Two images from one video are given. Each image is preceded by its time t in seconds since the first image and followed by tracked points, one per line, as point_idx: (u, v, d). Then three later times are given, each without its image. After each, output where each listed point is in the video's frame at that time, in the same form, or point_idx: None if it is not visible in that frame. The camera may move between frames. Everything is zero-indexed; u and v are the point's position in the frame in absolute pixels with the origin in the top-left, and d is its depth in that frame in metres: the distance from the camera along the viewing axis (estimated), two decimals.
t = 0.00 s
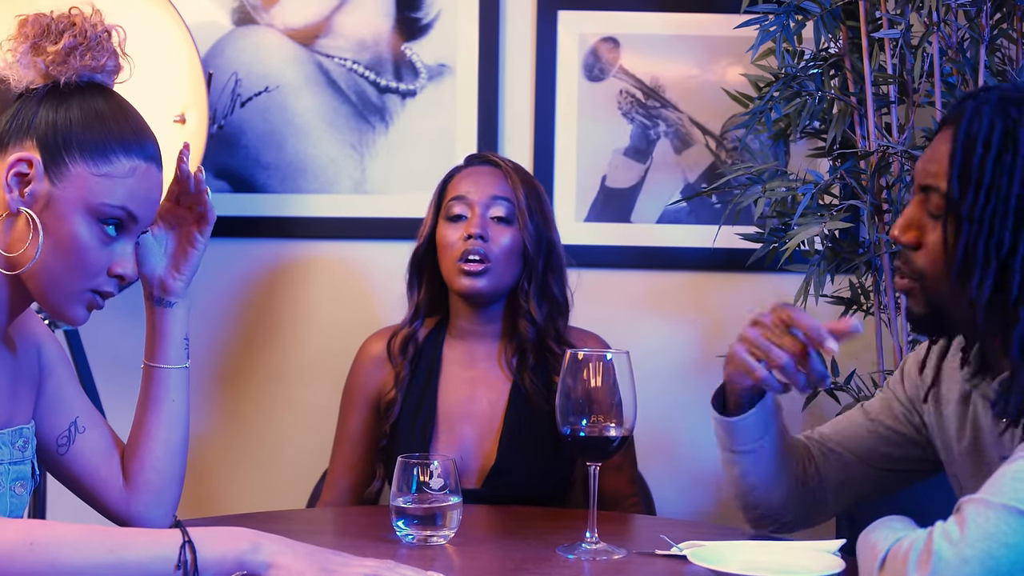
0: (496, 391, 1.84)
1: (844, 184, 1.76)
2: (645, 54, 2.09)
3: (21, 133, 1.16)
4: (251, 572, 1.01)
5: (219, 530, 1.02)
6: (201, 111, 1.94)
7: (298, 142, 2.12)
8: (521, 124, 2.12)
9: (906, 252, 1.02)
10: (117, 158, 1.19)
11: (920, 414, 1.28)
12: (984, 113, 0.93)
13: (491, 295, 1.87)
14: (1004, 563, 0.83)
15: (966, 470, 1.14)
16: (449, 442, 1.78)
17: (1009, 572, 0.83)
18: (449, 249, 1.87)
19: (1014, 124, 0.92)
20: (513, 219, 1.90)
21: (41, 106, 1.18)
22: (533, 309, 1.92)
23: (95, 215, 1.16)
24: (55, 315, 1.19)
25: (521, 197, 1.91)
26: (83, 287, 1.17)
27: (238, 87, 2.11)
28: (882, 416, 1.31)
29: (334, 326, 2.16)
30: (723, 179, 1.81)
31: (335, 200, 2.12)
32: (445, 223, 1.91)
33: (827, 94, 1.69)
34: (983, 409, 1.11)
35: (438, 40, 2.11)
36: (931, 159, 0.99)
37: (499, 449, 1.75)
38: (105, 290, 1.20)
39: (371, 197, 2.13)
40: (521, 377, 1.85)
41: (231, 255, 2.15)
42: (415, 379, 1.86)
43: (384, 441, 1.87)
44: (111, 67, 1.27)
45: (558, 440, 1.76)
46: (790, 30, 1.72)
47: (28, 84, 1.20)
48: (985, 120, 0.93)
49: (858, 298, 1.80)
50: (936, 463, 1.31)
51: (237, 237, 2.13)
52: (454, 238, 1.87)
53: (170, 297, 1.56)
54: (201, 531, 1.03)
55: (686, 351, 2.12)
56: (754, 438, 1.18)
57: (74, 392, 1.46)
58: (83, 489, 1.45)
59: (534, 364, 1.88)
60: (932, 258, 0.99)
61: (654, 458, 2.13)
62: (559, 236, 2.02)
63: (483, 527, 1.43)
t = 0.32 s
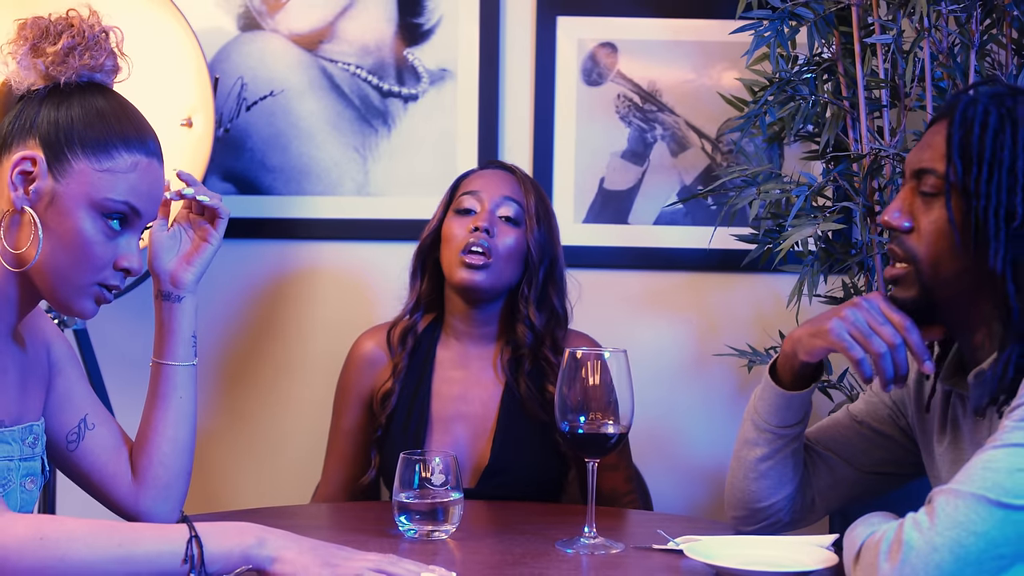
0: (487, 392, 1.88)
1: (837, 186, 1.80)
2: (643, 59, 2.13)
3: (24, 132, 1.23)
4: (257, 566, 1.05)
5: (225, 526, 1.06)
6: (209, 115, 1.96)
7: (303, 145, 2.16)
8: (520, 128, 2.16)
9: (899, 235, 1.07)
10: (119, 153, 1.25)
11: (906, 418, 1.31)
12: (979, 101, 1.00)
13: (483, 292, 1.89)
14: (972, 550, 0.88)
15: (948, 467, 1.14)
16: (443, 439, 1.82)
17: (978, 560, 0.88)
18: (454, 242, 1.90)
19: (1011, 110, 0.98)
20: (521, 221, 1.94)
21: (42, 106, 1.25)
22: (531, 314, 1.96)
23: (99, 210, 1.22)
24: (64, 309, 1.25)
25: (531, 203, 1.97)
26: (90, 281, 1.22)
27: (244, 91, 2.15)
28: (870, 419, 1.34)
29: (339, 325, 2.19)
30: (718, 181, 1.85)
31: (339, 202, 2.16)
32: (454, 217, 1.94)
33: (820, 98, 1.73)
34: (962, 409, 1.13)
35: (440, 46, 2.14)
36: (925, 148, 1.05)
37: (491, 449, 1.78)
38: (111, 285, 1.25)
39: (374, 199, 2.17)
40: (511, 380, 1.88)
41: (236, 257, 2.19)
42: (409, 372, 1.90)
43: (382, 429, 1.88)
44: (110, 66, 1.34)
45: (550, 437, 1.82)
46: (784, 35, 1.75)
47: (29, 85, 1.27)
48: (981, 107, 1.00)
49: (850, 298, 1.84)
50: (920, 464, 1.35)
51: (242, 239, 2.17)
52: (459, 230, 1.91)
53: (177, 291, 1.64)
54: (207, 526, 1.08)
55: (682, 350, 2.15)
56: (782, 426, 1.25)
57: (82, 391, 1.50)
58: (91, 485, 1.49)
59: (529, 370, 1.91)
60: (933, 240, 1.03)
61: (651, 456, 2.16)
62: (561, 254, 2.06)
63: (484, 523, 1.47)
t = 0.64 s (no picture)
0: (475, 388, 1.92)
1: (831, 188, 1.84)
2: (640, 64, 2.17)
3: (31, 134, 1.28)
4: (262, 560, 1.10)
5: (231, 521, 1.10)
6: (216, 118, 2.01)
7: (308, 148, 2.20)
8: (520, 132, 2.20)
9: (886, 233, 1.11)
10: (125, 152, 1.31)
11: (897, 413, 1.36)
12: (973, 106, 1.04)
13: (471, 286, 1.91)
14: (962, 545, 0.91)
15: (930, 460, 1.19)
16: (436, 437, 1.85)
17: (968, 554, 0.92)
18: (454, 237, 1.94)
19: (1001, 116, 1.02)
20: (523, 233, 1.99)
21: (49, 108, 1.30)
22: (527, 325, 2.00)
23: (107, 208, 1.27)
24: (73, 304, 1.29)
25: (535, 218, 2.02)
26: (100, 278, 1.27)
27: (250, 95, 2.18)
28: (862, 415, 1.38)
29: (342, 324, 2.23)
30: (714, 183, 1.88)
31: (343, 204, 2.20)
32: (460, 215, 1.98)
33: (814, 102, 1.77)
34: (945, 404, 1.18)
35: (442, 51, 2.18)
36: (918, 150, 1.09)
37: (484, 446, 1.83)
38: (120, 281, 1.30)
39: (376, 200, 2.20)
40: (499, 377, 1.92)
41: (241, 259, 2.23)
42: (403, 364, 1.94)
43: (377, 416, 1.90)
44: (113, 66, 1.40)
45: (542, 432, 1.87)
46: (778, 41, 1.79)
47: (35, 89, 1.33)
48: (974, 112, 1.04)
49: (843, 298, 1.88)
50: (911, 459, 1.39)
51: (249, 240, 2.21)
52: (464, 228, 1.95)
53: (184, 288, 1.70)
54: (214, 522, 1.11)
55: (678, 350, 2.19)
56: (775, 420, 1.29)
57: (92, 389, 1.54)
58: (101, 480, 1.53)
59: (524, 380, 1.93)
60: (920, 240, 1.06)
61: (648, 454, 2.20)
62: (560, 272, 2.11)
63: (484, 518, 1.51)
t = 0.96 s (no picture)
0: (477, 386, 1.96)
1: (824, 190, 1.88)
2: (637, 69, 2.21)
3: (41, 137, 1.32)
4: (267, 554, 1.13)
5: (237, 517, 1.14)
6: (222, 122, 2.04)
7: (312, 151, 2.24)
8: (520, 135, 2.24)
9: (907, 224, 1.10)
10: (133, 153, 1.35)
11: (890, 405, 1.39)
12: (1005, 109, 1.04)
13: (474, 290, 1.96)
14: (960, 542, 0.95)
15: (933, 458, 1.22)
16: (438, 435, 1.89)
17: (964, 550, 0.95)
18: (458, 241, 1.98)
19: None
20: (525, 236, 2.03)
21: (57, 111, 1.34)
22: (530, 326, 2.05)
23: (114, 208, 1.31)
24: (83, 302, 1.34)
25: (536, 220, 2.06)
26: (108, 276, 1.31)
27: (255, 99, 2.23)
28: (856, 407, 1.42)
29: (346, 323, 2.27)
30: (709, 185, 1.92)
31: (347, 206, 2.24)
32: (462, 218, 2.02)
33: (807, 107, 1.82)
34: (949, 394, 1.21)
35: (443, 56, 2.22)
36: (945, 145, 1.08)
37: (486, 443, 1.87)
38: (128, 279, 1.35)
39: (380, 202, 2.25)
40: (500, 373, 1.97)
41: (246, 260, 2.27)
42: (407, 364, 1.97)
43: (382, 414, 1.96)
44: (118, 70, 1.44)
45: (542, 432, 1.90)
46: (772, 46, 1.84)
47: (43, 92, 1.38)
48: (1006, 115, 1.03)
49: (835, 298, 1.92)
50: (906, 448, 1.42)
51: (254, 241, 2.25)
52: (467, 232, 1.99)
53: (190, 289, 1.75)
54: (219, 517, 1.15)
55: (674, 348, 2.23)
56: (748, 408, 1.29)
57: (100, 387, 1.58)
58: (110, 476, 1.57)
59: (526, 379, 1.98)
60: (937, 236, 1.07)
61: (644, 449, 2.24)
62: (561, 271, 2.15)
63: (484, 513, 1.55)
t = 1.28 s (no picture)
0: (483, 385, 2.01)
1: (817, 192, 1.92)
2: (634, 73, 2.25)
3: (49, 138, 1.37)
4: (273, 548, 1.16)
5: (243, 512, 1.17)
6: (228, 126, 2.10)
7: (317, 154, 2.28)
8: (520, 138, 2.28)
9: (890, 263, 1.11)
10: (139, 153, 1.39)
11: (887, 404, 1.42)
12: (974, 144, 1.01)
13: (482, 292, 2.01)
14: (946, 540, 0.95)
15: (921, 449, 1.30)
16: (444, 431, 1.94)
17: (949, 549, 0.95)
18: (461, 245, 2.03)
19: (1003, 160, 0.99)
20: (526, 232, 2.07)
21: (64, 114, 1.38)
22: (536, 322, 2.08)
23: (122, 207, 1.36)
24: (94, 300, 1.38)
25: (536, 216, 2.10)
26: (117, 273, 1.36)
27: (261, 103, 2.27)
28: (854, 402, 1.45)
29: (351, 321, 2.32)
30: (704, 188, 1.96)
31: (350, 208, 2.29)
32: (462, 222, 2.06)
33: (801, 110, 1.86)
34: (942, 403, 1.25)
35: (445, 61, 2.27)
36: (918, 183, 1.06)
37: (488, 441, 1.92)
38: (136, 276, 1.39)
39: (383, 204, 2.29)
40: (507, 367, 2.02)
41: (251, 261, 2.31)
42: (413, 366, 2.01)
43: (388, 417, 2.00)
44: (124, 73, 1.49)
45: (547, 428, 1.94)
46: (766, 52, 1.88)
47: (51, 95, 1.42)
48: (974, 150, 1.00)
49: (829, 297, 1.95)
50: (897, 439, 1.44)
51: (260, 242, 2.29)
52: (469, 235, 2.03)
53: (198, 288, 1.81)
54: (225, 512, 1.17)
55: (670, 346, 2.27)
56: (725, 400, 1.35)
57: (109, 385, 1.62)
58: (118, 472, 1.61)
59: (534, 372, 2.02)
60: (918, 271, 1.07)
61: (642, 445, 2.28)
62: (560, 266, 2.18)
63: (485, 508, 1.59)
